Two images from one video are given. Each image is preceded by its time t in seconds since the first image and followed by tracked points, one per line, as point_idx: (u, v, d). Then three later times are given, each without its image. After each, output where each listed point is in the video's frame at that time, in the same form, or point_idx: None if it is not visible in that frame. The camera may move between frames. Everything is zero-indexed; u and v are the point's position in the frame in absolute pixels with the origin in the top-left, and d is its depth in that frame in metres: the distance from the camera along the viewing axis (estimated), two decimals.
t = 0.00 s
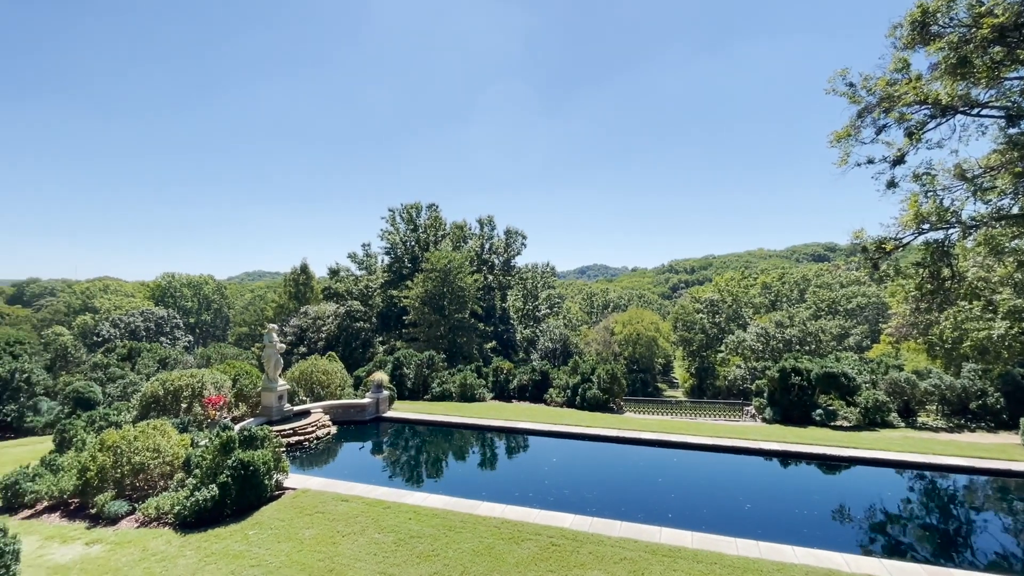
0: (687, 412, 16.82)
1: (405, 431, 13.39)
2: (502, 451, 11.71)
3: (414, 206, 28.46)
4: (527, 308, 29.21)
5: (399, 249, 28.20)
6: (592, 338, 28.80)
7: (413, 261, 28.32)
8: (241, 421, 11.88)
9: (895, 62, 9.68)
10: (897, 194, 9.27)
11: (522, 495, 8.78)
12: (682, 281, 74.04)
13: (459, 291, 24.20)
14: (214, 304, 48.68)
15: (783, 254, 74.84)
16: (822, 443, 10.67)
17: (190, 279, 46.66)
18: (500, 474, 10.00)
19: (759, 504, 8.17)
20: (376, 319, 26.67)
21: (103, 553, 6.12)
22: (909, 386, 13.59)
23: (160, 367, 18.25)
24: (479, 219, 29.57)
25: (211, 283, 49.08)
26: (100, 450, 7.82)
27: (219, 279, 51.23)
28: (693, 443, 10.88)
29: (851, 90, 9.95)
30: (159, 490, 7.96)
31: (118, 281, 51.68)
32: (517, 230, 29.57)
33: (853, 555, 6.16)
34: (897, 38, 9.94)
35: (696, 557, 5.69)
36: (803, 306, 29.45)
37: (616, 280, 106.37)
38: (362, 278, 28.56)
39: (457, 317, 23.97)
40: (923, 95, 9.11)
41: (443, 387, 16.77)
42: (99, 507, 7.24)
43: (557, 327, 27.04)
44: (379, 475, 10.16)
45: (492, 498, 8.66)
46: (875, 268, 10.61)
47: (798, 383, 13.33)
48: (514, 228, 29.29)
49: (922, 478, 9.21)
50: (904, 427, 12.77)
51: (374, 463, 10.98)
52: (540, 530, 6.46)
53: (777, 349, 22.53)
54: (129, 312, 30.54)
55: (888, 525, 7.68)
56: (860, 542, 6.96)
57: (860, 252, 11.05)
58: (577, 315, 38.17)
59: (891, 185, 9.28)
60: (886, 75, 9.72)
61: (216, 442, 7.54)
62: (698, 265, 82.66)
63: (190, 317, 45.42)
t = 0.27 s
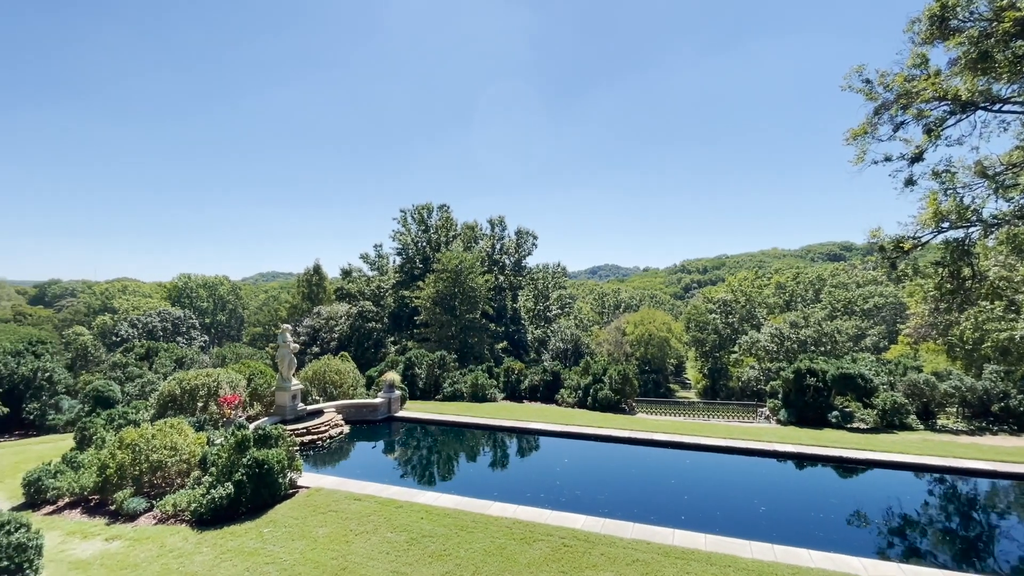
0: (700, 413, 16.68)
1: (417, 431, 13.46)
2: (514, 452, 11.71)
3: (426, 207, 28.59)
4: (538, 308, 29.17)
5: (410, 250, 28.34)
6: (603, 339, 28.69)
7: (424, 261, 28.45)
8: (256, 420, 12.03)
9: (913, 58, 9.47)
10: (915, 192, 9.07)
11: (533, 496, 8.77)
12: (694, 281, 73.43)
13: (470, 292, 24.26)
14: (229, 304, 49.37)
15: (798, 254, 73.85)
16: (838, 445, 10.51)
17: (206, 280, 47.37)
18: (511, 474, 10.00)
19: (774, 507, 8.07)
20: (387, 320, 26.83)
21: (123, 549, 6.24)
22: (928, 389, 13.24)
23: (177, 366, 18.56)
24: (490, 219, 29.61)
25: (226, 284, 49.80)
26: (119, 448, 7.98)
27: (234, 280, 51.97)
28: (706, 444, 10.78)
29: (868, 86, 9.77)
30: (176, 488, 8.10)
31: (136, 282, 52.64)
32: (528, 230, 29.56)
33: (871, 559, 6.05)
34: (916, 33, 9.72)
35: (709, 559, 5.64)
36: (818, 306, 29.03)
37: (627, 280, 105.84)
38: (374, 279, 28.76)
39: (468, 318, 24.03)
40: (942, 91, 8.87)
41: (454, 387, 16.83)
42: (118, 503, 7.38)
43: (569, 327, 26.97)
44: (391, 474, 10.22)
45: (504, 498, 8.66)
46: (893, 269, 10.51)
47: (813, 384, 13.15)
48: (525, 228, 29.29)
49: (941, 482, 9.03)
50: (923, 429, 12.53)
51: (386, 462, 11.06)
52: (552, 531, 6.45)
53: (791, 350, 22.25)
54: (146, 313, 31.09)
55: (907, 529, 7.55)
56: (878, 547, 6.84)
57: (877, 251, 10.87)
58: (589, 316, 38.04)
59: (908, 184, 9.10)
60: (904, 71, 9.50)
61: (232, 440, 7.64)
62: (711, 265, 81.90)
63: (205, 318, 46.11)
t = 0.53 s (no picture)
0: (712, 414, 16.54)
1: (428, 430, 13.51)
2: (524, 452, 11.70)
3: (436, 207, 28.69)
4: (549, 309, 29.11)
5: (421, 250, 28.47)
6: (614, 339, 28.58)
7: (435, 262, 28.56)
8: (269, 419, 12.17)
9: (930, 54, 9.30)
10: (933, 190, 8.88)
11: (544, 496, 8.76)
12: (706, 281, 72.82)
13: (481, 292, 24.30)
14: (242, 305, 50.01)
15: (812, 253, 72.90)
16: (853, 448, 10.35)
17: (220, 281, 48.03)
18: (522, 474, 10.00)
19: (788, 509, 7.97)
20: (399, 320, 26.98)
21: (141, 545, 6.35)
22: (947, 391, 13.01)
23: (192, 366, 18.83)
24: (500, 219, 29.64)
25: (240, 284, 50.43)
26: (137, 446, 8.12)
27: (248, 281, 52.61)
28: (718, 446, 10.69)
29: (884, 83, 9.63)
30: (192, 485, 8.21)
31: (153, 283, 53.52)
32: (538, 231, 29.55)
33: (889, 564, 5.94)
34: (934, 28, 9.54)
35: (723, 562, 5.59)
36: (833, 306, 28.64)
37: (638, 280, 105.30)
38: (385, 279, 28.94)
39: (479, 318, 24.08)
40: (961, 86, 8.67)
41: (465, 387, 16.87)
42: (136, 501, 7.51)
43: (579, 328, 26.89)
44: (402, 473, 10.28)
45: (515, 499, 8.67)
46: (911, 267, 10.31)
47: (828, 385, 12.98)
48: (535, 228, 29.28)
49: (961, 485, 8.86)
50: (941, 432, 12.29)
51: (397, 461, 11.12)
52: (563, 532, 6.43)
53: (805, 351, 21.97)
54: (162, 313, 31.60)
55: (925, 534, 7.41)
56: (896, 551, 6.72)
57: (894, 250, 10.70)
58: (599, 316, 37.91)
59: (927, 181, 8.93)
60: (922, 67, 9.32)
61: (246, 439, 7.73)
62: (723, 264, 81.14)
63: (220, 318, 46.73)
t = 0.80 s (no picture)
0: (724, 415, 16.41)
1: (438, 430, 13.56)
2: (535, 452, 11.69)
3: (446, 208, 28.79)
4: (559, 309, 29.05)
5: (431, 250, 28.57)
6: (625, 339, 28.44)
7: (445, 262, 28.65)
8: (282, 418, 12.29)
9: (948, 49, 9.09)
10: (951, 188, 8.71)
11: (554, 496, 8.75)
12: (717, 281, 72.21)
13: (491, 292, 24.33)
14: (255, 305, 50.60)
15: (826, 253, 71.89)
16: (869, 450, 10.20)
17: (234, 281, 48.62)
18: (532, 475, 9.99)
19: (802, 512, 7.88)
20: (409, 320, 27.12)
21: (157, 542, 6.46)
22: (966, 392, 12.76)
23: (206, 365, 19.09)
24: (510, 219, 29.64)
25: (253, 284, 51.02)
26: (153, 444, 8.24)
27: (260, 281, 53.21)
28: (731, 447, 10.59)
29: (900, 79, 9.45)
30: (206, 483, 8.32)
31: (168, 283, 54.32)
32: (548, 230, 29.52)
33: (906, 568, 5.84)
34: (953, 22, 9.33)
35: (735, 564, 5.54)
36: (847, 306, 28.21)
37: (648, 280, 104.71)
38: (396, 280, 29.10)
39: (489, 318, 24.11)
40: (979, 82, 8.47)
41: (475, 386, 16.91)
42: (152, 498, 7.64)
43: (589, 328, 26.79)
44: (413, 473, 10.32)
45: (525, 499, 8.67)
46: (927, 267, 10.18)
47: (843, 387, 12.80)
48: (545, 228, 29.26)
49: (980, 489, 8.69)
50: (960, 434, 12.06)
51: (408, 461, 11.18)
52: (574, 533, 6.42)
53: (819, 351, 21.67)
54: (177, 313, 32.07)
55: (943, 538, 7.28)
56: (912, 555, 6.61)
57: (911, 249, 10.52)
58: (610, 316, 37.77)
59: (944, 179, 8.76)
60: (939, 62, 9.12)
61: (259, 437, 7.81)
62: (735, 264, 80.37)
63: (233, 318, 47.33)
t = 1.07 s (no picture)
0: (735, 416, 16.27)
1: (448, 430, 13.60)
2: (544, 452, 11.68)
3: (455, 208, 28.87)
4: (568, 308, 28.97)
5: (440, 250, 28.65)
6: (634, 339, 28.30)
7: (454, 262, 28.72)
8: (293, 417, 12.41)
9: (965, 44, 8.92)
10: (968, 186, 8.55)
11: (564, 497, 8.73)
12: (728, 280, 71.60)
13: (500, 292, 24.34)
14: (266, 304, 51.06)
15: (839, 252, 70.91)
16: (883, 452, 10.05)
17: (245, 281, 49.13)
18: (542, 475, 9.99)
19: (815, 514, 7.78)
20: (418, 319, 27.23)
21: (171, 538, 6.54)
22: (984, 394, 12.52)
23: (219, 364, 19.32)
24: (519, 219, 29.64)
25: (264, 284, 51.52)
26: (167, 442, 8.36)
27: (272, 281, 53.72)
28: (742, 448, 10.50)
29: (915, 76, 9.30)
30: (219, 481, 8.42)
31: (181, 283, 55.02)
32: (557, 230, 29.49)
33: (922, 573, 5.75)
34: (970, 17, 9.15)
35: (747, 567, 5.49)
36: (860, 306, 27.84)
37: (658, 280, 104.16)
38: (405, 279, 29.23)
39: (498, 318, 24.14)
40: (997, 78, 8.30)
41: (484, 386, 16.94)
42: (166, 495, 7.75)
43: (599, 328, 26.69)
44: (422, 472, 10.37)
45: (535, 499, 8.66)
46: (943, 266, 9.97)
47: (856, 387, 12.64)
48: (554, 228, 29.23)
49: (998, 492, 8.52)
50: (978, 437, 11.84)
51: (417, 460, 11.23)
52: (584, 533, 6.41)
53: (832, 352, 21.39)
54: (190, 313, 32.48)
55: (960, 542, 7.15)
56: (929, 559, 6.50)
57: (926, 248, 10.36)
58: (619, 316, 37.64)
59: (961, 177, 8.62)
60: (956, 58, 8.95)
61: (271, 436, 7.86)
62: (746, 263, 79.63)
63: (245, 318, 47.85)
